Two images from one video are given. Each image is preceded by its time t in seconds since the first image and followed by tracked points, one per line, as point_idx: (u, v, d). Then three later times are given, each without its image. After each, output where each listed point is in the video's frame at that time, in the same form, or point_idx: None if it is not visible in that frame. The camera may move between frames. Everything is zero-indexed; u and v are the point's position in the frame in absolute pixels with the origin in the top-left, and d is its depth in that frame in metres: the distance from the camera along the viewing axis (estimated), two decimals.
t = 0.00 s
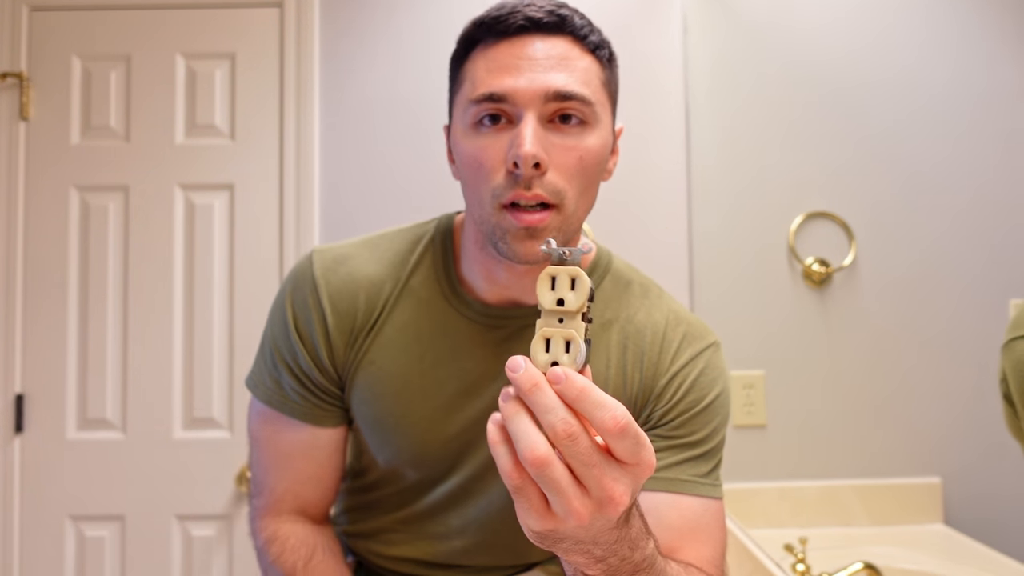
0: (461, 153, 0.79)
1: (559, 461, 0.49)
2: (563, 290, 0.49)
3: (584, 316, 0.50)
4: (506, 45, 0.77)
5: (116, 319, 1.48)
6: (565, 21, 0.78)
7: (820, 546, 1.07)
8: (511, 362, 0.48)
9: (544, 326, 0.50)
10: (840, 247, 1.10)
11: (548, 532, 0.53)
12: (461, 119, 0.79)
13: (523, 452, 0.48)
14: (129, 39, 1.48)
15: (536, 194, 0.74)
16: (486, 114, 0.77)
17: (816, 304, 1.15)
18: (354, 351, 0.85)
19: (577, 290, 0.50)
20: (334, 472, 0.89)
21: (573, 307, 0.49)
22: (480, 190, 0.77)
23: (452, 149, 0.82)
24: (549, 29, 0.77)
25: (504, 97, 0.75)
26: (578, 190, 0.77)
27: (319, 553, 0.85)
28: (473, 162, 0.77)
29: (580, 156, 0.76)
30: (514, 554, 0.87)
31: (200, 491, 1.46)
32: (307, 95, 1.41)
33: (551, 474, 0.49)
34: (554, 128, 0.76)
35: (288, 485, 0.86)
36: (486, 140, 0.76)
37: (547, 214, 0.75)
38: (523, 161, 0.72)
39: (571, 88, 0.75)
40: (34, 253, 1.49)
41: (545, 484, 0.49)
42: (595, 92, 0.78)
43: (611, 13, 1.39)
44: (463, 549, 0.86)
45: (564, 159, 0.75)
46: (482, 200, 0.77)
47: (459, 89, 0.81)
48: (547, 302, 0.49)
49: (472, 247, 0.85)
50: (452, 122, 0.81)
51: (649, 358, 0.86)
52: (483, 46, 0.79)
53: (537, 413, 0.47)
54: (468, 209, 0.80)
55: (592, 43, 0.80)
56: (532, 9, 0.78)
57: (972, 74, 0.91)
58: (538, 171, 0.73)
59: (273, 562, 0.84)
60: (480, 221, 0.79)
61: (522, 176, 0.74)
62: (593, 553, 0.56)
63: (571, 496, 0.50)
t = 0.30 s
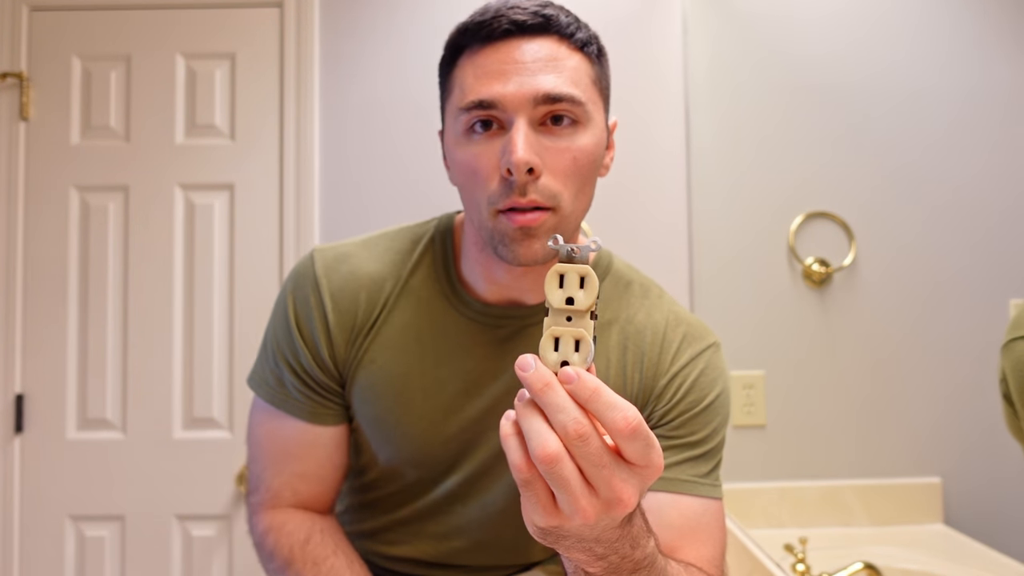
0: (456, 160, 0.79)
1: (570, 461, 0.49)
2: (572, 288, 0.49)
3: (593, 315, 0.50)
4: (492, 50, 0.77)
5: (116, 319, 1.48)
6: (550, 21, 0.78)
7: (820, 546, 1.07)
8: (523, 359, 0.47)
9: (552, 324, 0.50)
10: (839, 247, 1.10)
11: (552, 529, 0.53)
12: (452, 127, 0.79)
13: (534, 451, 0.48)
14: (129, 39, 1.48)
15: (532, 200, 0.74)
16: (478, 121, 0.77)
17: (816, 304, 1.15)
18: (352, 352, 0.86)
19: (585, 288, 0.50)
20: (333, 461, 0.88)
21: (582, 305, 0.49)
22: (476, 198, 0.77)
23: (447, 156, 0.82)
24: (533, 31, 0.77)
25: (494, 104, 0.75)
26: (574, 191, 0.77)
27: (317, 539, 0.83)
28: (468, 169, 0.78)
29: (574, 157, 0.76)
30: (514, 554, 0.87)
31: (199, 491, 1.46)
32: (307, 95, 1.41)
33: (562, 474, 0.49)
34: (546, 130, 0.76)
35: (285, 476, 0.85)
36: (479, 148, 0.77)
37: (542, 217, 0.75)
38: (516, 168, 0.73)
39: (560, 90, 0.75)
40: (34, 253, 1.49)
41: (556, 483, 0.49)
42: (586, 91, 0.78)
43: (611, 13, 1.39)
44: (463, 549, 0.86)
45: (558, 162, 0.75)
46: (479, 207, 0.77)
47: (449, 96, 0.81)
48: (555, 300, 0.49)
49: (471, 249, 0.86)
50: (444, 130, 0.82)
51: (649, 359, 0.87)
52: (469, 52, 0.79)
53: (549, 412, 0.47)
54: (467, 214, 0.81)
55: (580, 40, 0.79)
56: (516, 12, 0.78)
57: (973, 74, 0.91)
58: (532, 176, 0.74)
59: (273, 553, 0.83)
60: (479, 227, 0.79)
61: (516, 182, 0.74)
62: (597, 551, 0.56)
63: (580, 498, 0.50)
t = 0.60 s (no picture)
0: (456, 169, 0.79)
1: (574, 456, 0.49)
2: (572, 284, 0.49)
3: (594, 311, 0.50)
4: (491, 58, 0.77)
5: (116, 319, 1.48)
6: (548, 26, 0.77)
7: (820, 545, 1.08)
8: (524, 354, 0.47)
9: (554, 320, 0.50)
10: (839, 247, 1.11)
11: (556, 524, 0.53)
12: (453, 136, 0.79)
13: (538, 445, 0.48)
14: (129, 39, 1.48)
15: (534, 209, 0.74)
16: (477, 130, 0.77)
17: (816, 304, 1.15)
18: (354, 358, 0.86)
19: (586, 284, 0.50)
20: (340, 474, 0.88)
21: (582, 302, 0.49)
22: (478, 206, 0.78)
23: (447, 163, 0.82)
24: (532, 37, 0.77)
25: (493, 113, 0.75)
26: (576, 198, 0.77)
27: (330, 554, 0.83)
28: (469, 177, 0.78)
29: (575, 164, 0.76)
30: (515, 554, 0.87)
31: (199, 491, 1.46)
32: (307, 94, 1.41)
33: (566, 469, 0.49)
34: (546, 138, 0.76)
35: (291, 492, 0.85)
36: (480, 157, 0.77)
37: (546, 225, 0.75)
38: (517, 178, 0.73)
39: (560, 97, 0.75)
40: (34, 254, 1.49)
41: (559, 478, 0.49)
42: (585, 96, 0.78)
43: (611, 13, 1.39)
44: (464, 549, 0.86)
45: (558, 169, 0.75)
46: (481, 215, 0.78)
47: (448, 103, 0.81)
48: (556, 297, 0.50)
49: (472, 254, 0.86)
50: (444, 137, 0.82)
51: (651, 360, 0.87)
52: (467, 59, 0.79)
53: (552, 407, 0.47)
54: (468, 222, 0.81)
55: (578, 44, 0.79)
56: (514, 18, 0.77)
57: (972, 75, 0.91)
58: (533, 186, 0.74)
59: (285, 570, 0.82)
60: (480, 235, 0.80)
61: (517, 192, 0.74)
62: (601, 547, 0.56)
63: (584, 492, 0.50)
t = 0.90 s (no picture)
0: (460, 163, 0.79)
1: (567, 473, 0.49)
2: (561, 297, 0.49)
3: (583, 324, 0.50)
4: (499, 52, 0.76)
5: (116, 319, 1.48)
6: (557, 24, 0.77)
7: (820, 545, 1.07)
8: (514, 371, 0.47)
9: (543, 335, 0.50)
10: (839, 247, 1.10)
11: (551, 541, 0.53)
12: (457, 129, 0.79)
13: (530, 464, 0.48)
14: (129, 39, 1.48)
15: (539, 203, 0.75)
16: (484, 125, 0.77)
17: (816, 304, 1.15)
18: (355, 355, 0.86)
19: (574, 297, 0.50)
20: (339, 473, 0.87)
21: (572, 316, 0.49)
22: (480, 200, 0.77)
23: (450, 157, 0.82)
24: (541, 34, 0.77)
25: (501, 107, 0.75)
26: (580, 195, 0.77)
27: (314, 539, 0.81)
28: (473, 172, 0.78)
29: (581, 161, 0.76)
30: (514, 554, 0.87)
31: (199, 491, 1.46)
32: (307, 94, 1.41)
33: (559, 487, 0.49)
34: (552, 135, 0.76)
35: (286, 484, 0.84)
36: (485, 151, 0.77)
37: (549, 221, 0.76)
38: (523, 172, 0.73)
39: (567, 94, 0.75)
40: (34, 254, 1.49)
41: (552, 496, 0.49)
42: (591, 95, 0.78)
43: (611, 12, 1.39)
44: (464, 549, 0.86)
45: (564, 166, 0.76)
46: (483, 209, 0.77)
47: (454, 97, 0.81)
48: (545, 310, 0.50)
49: (472, 252, 0.86)
50: (448, 131, 0.81)
51: (649, 359, 0.87)
52: (475, 54, 0.78)
53: (544, 425, 0.47)
54: (469, 217, 0.81)
55: (586, 44, 0.79)
56: (523, 14, 0.77)
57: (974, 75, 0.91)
58: (539, 181, 0.74)
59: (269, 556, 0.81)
60: (481, 230, 0.79)
61: (522, 186, 0.74)
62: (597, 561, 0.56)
63: (578, 510, 0.50)
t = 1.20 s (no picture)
0: (459, 158, 0.79)
1: (558, 497, 0.48)
2: (530, 318, 0.46)
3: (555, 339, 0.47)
4: (500, 49, 0.76)
5: (116, 319, 1.48)
6: (557, 22, 0.78)
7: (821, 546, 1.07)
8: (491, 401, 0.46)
9: (514, 360, 0.46)
10: (839, 247, 1.10)
11: (547, 562, 0.52)
12: (457, 125, 0.79)
13: (519, 492, 0.47)
14: (129, 39, 1.48)
15: (538, 198, 0.75)
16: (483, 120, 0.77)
17: (816, 304, 1.14)
18: (361, 341, 0.86)
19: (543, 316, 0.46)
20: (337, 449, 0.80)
21: (543, 336, 0.46)
22: (480, 196, 0.77)
23: (449, 154, 0.82)
24: (541, 32, 0.77)
25: (501, 104, 0.75)
26: (577, 191, 0.77)
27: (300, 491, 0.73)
28: (473, 167, 0.77)
29: (579, 157, 0.76)
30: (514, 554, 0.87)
31: (200, 491, 1.46)
32: (307, 94, 1.41)
33: (551, 511, 0.48)
34: (551, 130, 0.76)
35: (284, 457, 0.77)
36: (484, 147, 0.77)
37: (548, 213, 0.76)
38: (523, 166, 0.73)
39: (566, 90, 0.75)
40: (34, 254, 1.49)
41: (545, 521, 0.48)
42: (590, 92, 0.78)
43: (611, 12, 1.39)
44: (463, 549, 0.86)
45: (562, 161, 0.76)
46: (483, 204, 0.77)
47: (454, 94, 0.81)
48: (514, 334, 0.46)
49: (471, 248, 0.86)
50: (448, 127, 0.81)
51: (647, 358, 0.86)
52: (475, 52, 0.78)
53: (529, 451, 0.47)
54: (468, 212, 0.80)
55: (584, 42, 0.79)
56: (523, 12, 0.77)
57: (974, 76, 0.91)
58: (538, 175, 0.74)
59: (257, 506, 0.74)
60: (480, 226, 0.79)
61: (523, 181, 0.74)
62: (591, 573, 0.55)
63: (572, 531, 0.49)
